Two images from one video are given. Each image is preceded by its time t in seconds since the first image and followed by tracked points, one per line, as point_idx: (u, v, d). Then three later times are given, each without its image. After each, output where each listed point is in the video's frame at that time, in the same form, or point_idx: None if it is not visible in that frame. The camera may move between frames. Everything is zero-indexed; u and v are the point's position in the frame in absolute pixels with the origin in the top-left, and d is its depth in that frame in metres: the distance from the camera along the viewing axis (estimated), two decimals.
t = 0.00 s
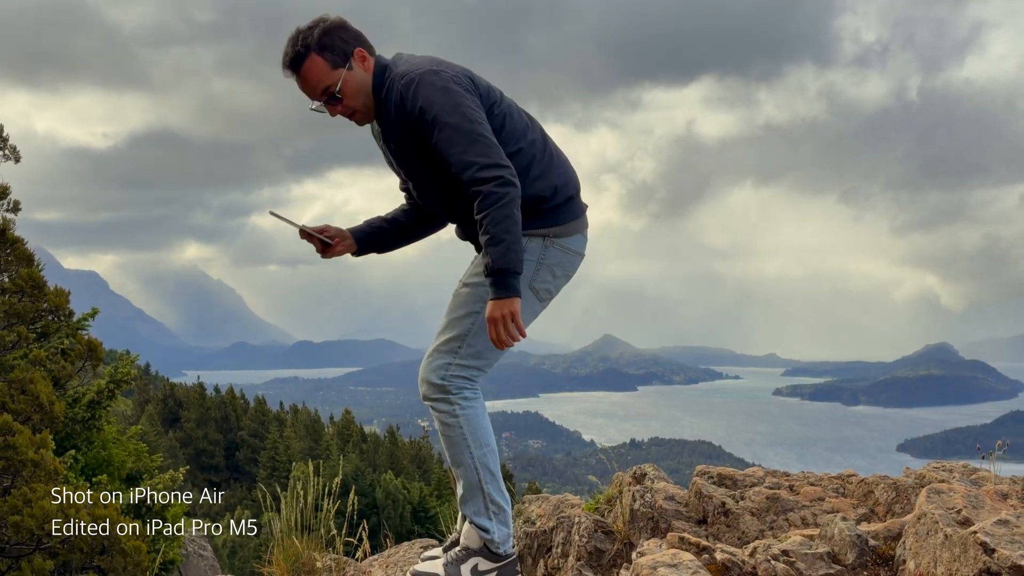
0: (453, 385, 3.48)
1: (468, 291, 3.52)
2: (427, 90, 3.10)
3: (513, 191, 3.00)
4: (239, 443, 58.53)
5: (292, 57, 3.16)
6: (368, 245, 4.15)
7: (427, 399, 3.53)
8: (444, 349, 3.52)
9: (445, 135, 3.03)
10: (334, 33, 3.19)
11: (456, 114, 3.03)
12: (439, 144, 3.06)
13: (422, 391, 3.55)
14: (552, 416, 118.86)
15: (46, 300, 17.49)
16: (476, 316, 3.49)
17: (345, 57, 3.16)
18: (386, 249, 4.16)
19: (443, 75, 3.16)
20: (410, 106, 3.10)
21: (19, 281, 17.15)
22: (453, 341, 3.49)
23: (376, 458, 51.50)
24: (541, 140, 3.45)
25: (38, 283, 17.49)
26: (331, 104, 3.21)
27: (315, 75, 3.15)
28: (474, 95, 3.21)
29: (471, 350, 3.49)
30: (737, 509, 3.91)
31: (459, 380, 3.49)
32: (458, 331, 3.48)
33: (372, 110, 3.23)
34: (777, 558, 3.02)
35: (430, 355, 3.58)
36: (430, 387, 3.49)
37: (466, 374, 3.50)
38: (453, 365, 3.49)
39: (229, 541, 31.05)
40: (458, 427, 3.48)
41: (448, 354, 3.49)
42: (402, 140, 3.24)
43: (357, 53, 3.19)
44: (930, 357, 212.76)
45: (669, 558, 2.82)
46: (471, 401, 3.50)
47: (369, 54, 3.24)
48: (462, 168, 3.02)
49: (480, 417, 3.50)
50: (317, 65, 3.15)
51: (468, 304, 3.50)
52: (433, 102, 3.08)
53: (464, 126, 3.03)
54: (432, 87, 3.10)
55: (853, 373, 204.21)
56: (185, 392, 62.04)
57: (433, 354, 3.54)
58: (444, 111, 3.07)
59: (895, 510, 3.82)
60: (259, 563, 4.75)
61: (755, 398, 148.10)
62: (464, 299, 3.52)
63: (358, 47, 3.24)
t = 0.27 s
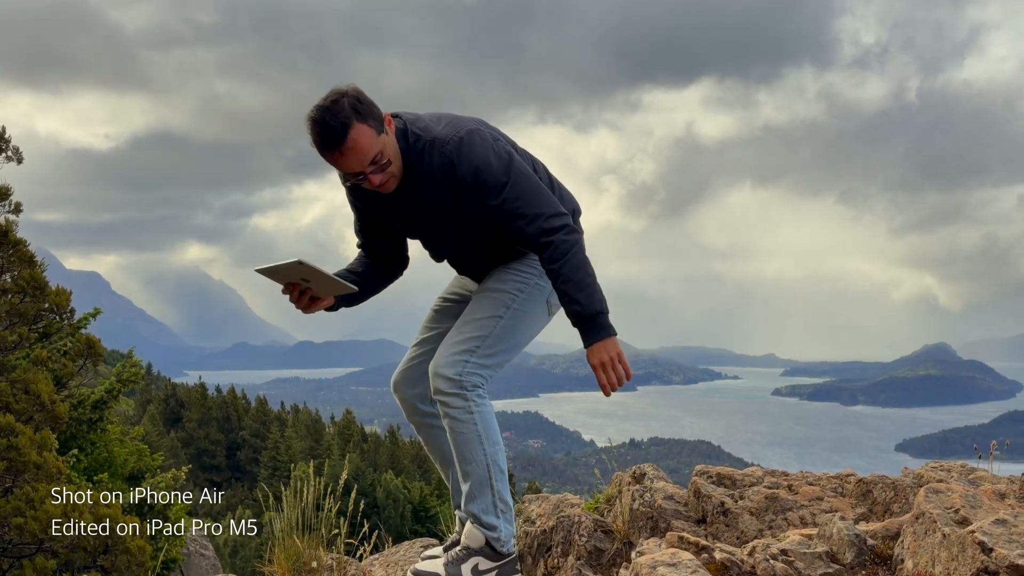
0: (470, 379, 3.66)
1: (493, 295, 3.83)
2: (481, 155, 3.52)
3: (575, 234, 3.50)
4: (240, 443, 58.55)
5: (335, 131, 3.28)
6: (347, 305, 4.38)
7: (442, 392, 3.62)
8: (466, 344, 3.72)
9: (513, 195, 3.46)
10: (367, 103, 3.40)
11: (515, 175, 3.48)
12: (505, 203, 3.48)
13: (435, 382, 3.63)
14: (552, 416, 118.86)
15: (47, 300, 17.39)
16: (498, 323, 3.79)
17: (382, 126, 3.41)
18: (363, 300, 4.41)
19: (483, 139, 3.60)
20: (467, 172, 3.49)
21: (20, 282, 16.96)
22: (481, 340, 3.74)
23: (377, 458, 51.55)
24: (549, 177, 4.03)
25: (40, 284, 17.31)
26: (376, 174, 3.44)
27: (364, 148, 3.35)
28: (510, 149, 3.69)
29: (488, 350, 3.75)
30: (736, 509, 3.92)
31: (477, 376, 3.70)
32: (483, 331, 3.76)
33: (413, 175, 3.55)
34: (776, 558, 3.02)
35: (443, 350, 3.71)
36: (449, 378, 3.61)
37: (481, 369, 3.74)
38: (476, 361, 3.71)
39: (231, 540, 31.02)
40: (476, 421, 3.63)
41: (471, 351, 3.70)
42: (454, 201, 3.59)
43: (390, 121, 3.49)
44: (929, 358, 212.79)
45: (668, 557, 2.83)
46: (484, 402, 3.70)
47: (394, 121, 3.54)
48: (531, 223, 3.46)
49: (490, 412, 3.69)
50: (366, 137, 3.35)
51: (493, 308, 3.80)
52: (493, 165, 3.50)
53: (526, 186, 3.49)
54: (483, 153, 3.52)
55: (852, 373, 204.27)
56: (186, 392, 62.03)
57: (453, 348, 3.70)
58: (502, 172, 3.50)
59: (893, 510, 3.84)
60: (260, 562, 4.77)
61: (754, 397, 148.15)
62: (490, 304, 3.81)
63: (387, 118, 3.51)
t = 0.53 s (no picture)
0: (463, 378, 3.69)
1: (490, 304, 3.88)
2: (510, 215, 3.62)
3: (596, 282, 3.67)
4: (242, 442, 58.65)
5: (375, 198, 3.25)
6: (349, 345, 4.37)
7: (436, 391, 3.62)
8: (464, 350, 3.73)
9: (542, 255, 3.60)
10: (399, 167, 3.40)
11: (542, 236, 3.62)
12: (532, 258, 3.61)
13: (427, 380, 3.64)
14: (551, 416, 118.89)
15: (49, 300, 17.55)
16: (495, 333, 3.81)
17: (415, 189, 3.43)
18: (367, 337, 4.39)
19: (506, 196, 3.69)
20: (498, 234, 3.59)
21: (23, 284, 17.11)
22: (477, 346, 3.77)
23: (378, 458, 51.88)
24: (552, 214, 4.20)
25: (42, 285, 17.42)
26: (413, 237, 3.47)
27: (405, 213, 3.36)
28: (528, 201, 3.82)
29: (481, 355, 3.78)
30: (735, 508, 3.92)
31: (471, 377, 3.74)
32: (482, 341, 3.78)
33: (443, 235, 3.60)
34: (774, 555, 3.04)
35: (437, 352, 3.72)
36: (442, 378, 3.62)
37: (475, 374, 3.77)
38: (470, 364, 3.73)
39: (232, 539, 30.94)
40: (469, 420, 3.64)
41: (467, 355, 3.73)
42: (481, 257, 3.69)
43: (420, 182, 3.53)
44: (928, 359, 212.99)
45: (668, 557, 2.83)
46: (476, 401, 3.71)
47: (423, 178, 3.58)
48: (555, 279, 3.59)
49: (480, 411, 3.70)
50: (405, 205, 3.36)
51: (488, 314, 3.83)
52: (519, 226, 3.61)
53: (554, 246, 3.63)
54: (512, 213, 3.63)
55: (851, 373, 204.40)
56: (188, 392, 62.10)
57: (448, 351, 3.70)
58: (527, 230, 3.64)
59: (892, 509, 3.85)
60: (261, 561, 4.78)
61: (753, 398, 148.30)
62: (488, 312, 3.84)
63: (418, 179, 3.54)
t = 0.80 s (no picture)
0: (466, 381, 3.70)
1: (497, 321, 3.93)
2: (535, 259, 3.62)
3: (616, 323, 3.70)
4: (243, 442, 58.64)
5: (407, 238, 3.27)
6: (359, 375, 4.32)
7: (437, 390, 3.63)
8: (469, 358, 3.76)
9: (566, 298, 3.60)
10: (426, 208, 3.40)
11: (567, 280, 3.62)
12: (554, 303, 3.61)
13: (428, 379, 3.64)
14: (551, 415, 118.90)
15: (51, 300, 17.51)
16: (500, 348, 3.84)
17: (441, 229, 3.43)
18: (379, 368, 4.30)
19: (530, 239, 3.69)
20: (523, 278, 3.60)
21: (25, 282, 17.01)
22: (481, 356, 3.79)
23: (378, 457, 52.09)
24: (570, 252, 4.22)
25: (44, 284, 17.32)
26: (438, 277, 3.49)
27: (435, 252, 3.38)
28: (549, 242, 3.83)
29: (484, 366, 3.80)
30: (735, 508, 3.92)
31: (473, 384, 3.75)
32: (488, 355, 3.80)
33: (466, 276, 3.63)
34: (773, 555, 3.05)
35: (440, 355, 3.73)
36: (445, 378, 3.63)
37: (475, 381, 3.78)
38: (473, 370, 3.75)
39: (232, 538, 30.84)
40: (469, 421, 3.65)
41: (472, 361, 3.75)
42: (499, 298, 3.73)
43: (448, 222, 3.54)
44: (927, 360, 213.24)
45: (668, 556, 2.84)
46: (476, 402, 3.73)
47: (450, 216, 3.58)
48: (578, 324, 3.59)
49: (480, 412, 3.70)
50: (433, 244, 3.37)
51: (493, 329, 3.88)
52: (543, 269, 3.61)
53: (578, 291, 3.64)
54: (536, 257, 3.63)
55: (850, 373, 204.53)
56: (189, 391, 62.05)
57: (454, 356, 3.71)
58: (550, 272, 3.64)
59: (890, 508, 3.87)
60: (262, 561, 4.80)
61: (752, 397, 148.35)
62: (495, 329, 3.88)
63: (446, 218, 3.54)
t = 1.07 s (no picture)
0: (478, 391, 3.74)
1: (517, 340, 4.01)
2: (567, 286, 3.61)
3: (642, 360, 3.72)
4: (244, 441, 58.69)
5: (432, 236, 3.33)
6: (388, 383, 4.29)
7: (450, 395, 3.66)
8: (484, 366, 3.80)
9: (595, 329, 3.61)
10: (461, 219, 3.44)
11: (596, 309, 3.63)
12: (583, 335, 3.62)
13: (439, 377, 3.68)
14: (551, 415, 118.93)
15: (53, 299, 17.55)
16: (515, 366, 3.89)
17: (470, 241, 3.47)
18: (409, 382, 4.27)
19: (567, 267, 3.67)
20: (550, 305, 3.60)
21: (27, 282, 17.05)
22: (497, 366, 3.83)
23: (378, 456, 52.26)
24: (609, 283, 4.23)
25: (45, 284, 17.37)
26: (459, 283, 3.51)
27: (455, 255, 3.41)
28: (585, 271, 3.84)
29: (499, 376, 3.83)
30: (735, 506, 3.90)
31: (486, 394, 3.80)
32: (503, 368, 3.85)
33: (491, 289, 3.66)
34: (772, 553, 3.06)
35: (455, 360, 3.76)
36: (457, 383, 3.66)
37: (484, 391, 3.79)
38: (487, 380, 3.78)
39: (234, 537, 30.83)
40: (477, 428, 3.68)
41: (487, 370, 3.79)
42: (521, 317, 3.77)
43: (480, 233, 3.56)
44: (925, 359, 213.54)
45: (668, 555, 2.85)
46: (486, 411, 3.75)
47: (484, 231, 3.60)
48: (608, 358, 3.62)
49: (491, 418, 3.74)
50: (459, 247, 3.40)
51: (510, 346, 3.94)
52: (574, 301, 3.61)
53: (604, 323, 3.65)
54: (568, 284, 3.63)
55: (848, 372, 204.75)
56: (191, 391, 62.05)
57: (470, 362, 3.76)
58: (582, 304, 3.65)
59: (889, 506, 3.88)
60: (264, 558, 4.80)
61: (751, 396, 148.45)
62: (516, 347, 3.93)
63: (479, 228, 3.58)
